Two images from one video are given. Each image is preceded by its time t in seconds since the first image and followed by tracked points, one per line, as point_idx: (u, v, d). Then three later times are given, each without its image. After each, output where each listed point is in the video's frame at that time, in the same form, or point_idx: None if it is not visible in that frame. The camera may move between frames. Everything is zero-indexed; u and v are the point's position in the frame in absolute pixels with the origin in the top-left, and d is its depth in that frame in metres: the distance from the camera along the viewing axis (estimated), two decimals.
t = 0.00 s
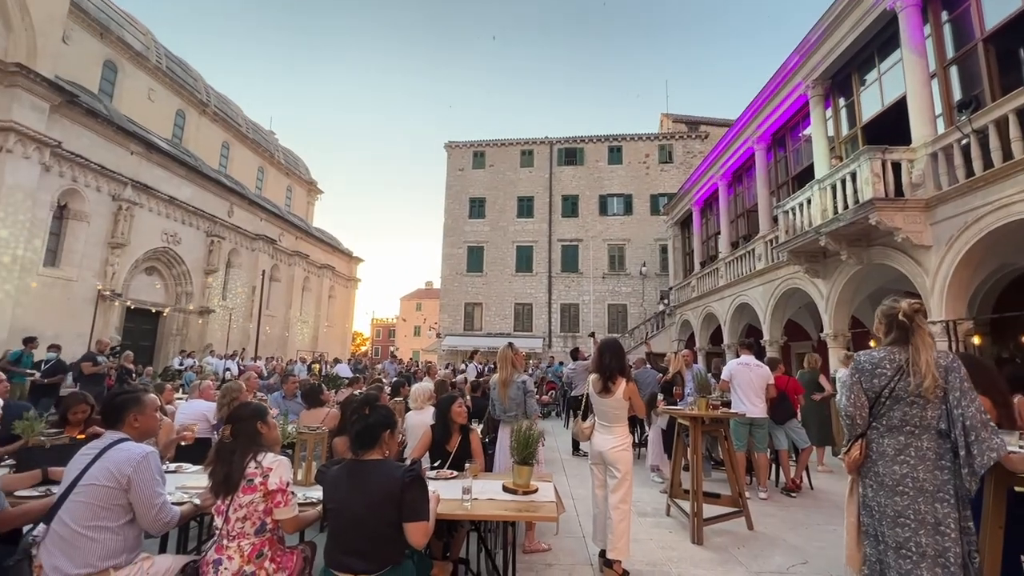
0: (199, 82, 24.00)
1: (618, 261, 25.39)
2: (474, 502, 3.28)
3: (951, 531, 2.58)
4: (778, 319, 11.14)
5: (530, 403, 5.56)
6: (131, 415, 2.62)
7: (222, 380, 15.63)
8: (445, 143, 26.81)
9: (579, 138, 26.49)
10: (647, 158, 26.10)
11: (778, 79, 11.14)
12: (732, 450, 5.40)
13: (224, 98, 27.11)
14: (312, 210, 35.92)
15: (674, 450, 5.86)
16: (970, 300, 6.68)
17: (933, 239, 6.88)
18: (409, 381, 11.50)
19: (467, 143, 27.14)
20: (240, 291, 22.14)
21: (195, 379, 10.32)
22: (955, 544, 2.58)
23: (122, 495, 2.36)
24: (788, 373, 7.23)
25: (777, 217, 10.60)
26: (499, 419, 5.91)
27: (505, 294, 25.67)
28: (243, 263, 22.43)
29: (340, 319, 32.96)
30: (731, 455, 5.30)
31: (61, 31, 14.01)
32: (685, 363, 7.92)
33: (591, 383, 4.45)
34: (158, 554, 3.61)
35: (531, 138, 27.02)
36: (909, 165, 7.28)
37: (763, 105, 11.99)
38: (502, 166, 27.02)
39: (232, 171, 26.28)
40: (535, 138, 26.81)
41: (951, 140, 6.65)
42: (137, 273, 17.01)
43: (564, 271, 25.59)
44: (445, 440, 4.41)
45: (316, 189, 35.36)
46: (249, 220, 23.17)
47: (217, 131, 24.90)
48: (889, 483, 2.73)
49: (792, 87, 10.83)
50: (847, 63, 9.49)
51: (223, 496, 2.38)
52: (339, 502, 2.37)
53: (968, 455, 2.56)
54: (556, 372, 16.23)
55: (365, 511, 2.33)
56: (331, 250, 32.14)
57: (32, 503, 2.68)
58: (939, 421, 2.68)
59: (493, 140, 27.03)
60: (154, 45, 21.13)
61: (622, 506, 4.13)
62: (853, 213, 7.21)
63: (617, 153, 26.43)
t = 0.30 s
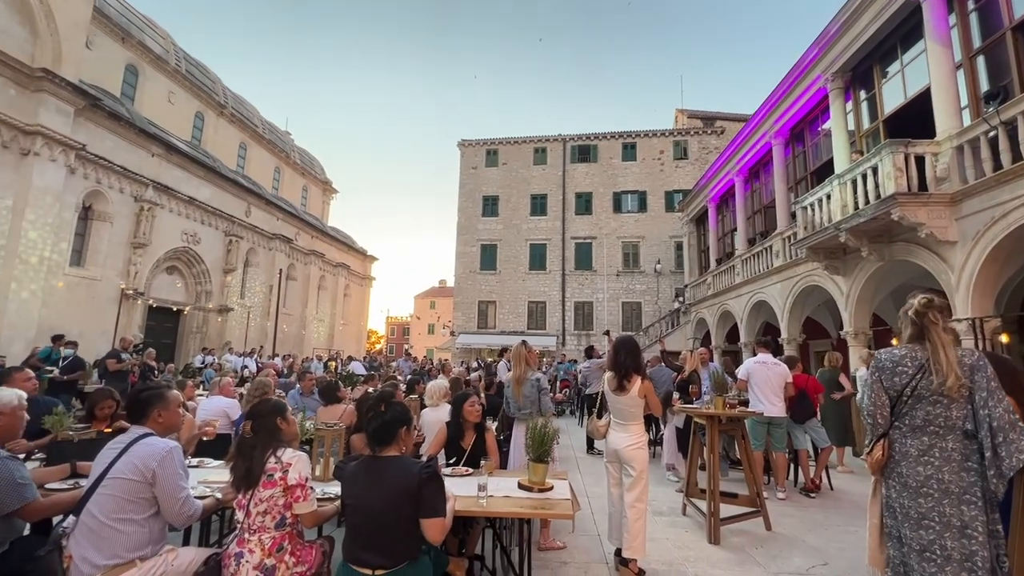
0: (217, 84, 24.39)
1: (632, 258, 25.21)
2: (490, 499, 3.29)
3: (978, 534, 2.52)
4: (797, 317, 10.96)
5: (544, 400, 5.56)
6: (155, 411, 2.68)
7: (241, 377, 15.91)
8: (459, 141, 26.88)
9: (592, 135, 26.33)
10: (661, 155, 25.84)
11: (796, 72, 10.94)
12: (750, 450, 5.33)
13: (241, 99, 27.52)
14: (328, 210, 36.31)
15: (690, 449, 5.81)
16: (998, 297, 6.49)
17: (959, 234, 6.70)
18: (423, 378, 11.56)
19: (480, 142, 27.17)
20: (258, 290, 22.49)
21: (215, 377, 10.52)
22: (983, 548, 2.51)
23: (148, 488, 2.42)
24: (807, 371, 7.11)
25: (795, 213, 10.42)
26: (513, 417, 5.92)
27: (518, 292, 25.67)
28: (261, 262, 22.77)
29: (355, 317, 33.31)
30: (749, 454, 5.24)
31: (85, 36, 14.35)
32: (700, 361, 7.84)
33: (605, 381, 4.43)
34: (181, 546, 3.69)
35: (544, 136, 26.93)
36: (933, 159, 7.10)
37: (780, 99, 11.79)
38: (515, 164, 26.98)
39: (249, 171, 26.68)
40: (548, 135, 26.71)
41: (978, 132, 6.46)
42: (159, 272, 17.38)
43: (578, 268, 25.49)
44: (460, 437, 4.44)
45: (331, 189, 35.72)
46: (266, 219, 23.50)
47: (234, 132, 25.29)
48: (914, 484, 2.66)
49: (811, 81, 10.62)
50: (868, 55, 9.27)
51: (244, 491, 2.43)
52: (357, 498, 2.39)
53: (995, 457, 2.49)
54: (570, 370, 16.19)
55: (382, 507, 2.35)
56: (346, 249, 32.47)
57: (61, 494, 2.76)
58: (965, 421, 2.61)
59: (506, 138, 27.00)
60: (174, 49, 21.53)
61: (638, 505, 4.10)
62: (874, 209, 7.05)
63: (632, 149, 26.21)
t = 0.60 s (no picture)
0: (235, 86, 24.75)
1: (646, 256, 25.01)
2: (506, 496, 3.31)
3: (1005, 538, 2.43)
4: (816, 315, 10.76)
5: (559, 398, 5.55)
6: (179, 407, 2.73)
7: (259, 374, 16.17)
8: (472, 140, 26.92)
9: (606, 132, 26.15)
10: (676, 151, 25.57)
11: (815, 65, 10.71)
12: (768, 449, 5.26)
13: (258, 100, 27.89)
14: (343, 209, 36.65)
15: (707, 448, 5.75)
16: None
17: (986, 229, 6.52)
18: (437, 376, 11.61)
19: (494, 140, 27.18)
20: (275, 288, 22.82)
21: (233, 374, 10.70)
22: (1011, 553, 2.42)
23: (172, 482, 2.47)
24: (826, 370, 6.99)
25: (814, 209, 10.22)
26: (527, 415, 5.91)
27: (532, 290, 25.65)
28: (278, 261, 23.10)
29: (370, 315, 33.63)
30: (767, 454, 5.16)
31: (107, 41, 14.66)
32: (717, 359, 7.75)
33: (621, 378, 4.41)
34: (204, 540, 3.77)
35: (557, 133, 26.82)
36: (959, 152, 6.91)
37: (799, 92, 11.57)
38: (528, 162, 26.94)
39: (266, 172, 27.06)
40: (562, 132, 26.58)
41: (1006, 124, 6.25)
42: (179, 271, 17.73)
43: (591, 266, 25.36)
44: (476, 433, 4.46)
45: (346, 188, 36.04)
46: (282, 219, 23.81)
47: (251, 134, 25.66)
48: (937, 484, 2.61)
49: (831, 74, 10.41)
50: (890, 47, 9.05)
51: (265, 486, 2.47)
52: (375, 494, 2.41)
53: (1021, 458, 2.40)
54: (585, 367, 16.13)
55: (399, 503, 2.37)
56: (361, 248, 32.78)
57: (89, 488, 2.83)
58: (988, 421, 2.53)
59: (519, 136, 26.95)
60: (193, 52, 21.91)
61: (655, 504, 4.07)
62: (897, 204, 6.89)
63: (646, 146, 25.98)
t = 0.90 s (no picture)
0: (251, 88, 25.09)
1: (660, 253, 24.79)
2: (522, 494, 3.30)
3: None
4: (835, 312, 10.57)
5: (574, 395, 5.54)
6: (202, 403, 2.78)
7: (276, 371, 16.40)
8: (484, 138, 26.94)
9: (619, 129, 25.95)
10: (691, 147, 25.28)
11: (834, 57, 10.50)
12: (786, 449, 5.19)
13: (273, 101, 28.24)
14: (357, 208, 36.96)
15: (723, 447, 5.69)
16: None
17: (1013, 225, 6.33)
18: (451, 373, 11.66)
19: (506, 138, 27.16)
20: (291, 287, 23.12)
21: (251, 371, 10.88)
22: None
23: (196, 477, 2.52)
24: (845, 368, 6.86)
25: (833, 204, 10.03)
26: (542, 413, 5.90)
27: (545, 288, 25.61)
28: (293, 260, 23.40)
29: (384, 313, 33.90)
30: (786, 454, 5.09)
31: (128, 45, 14.96)
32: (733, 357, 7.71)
33: (637, 377, 4.38)
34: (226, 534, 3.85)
35: (570, 130, 26.69)
36: (985, 145, 6.72)
37: (817, 86, 11.37)
38: (541, 160, 26.86)
39: (282, 172, 27.41)
40: (575, 129, 26.46)
41: None
42: (198, 270, 18.06)
43: (605, 264, 25.22)
44: (491, 431, 4.48)
45: (360, 188, 36.34)
46: (298, 218, 24.10)
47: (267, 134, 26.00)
48: (958, 484, 2.55)
49: (851, 66, 10.19)
50: (913, 38, 8.83)
51: (286, 481, 2.50)
52: (392, 489, 2.43)
53: None
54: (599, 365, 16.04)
55: (416, 499, 2.39)
56: (375, 246, 33.04)
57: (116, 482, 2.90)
58: (1010, 422, 2.45)
59: (532, 134, 26.90)
60: (210, 54, 22.26)
61: (671, 503, 4.04)
62: (919, 199, 6.73)
63: (660, 142, 25.73)
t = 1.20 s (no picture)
0: (266, 89, 25.41)
1: (674, 251, 24.56)
2: (538, 491, 3.30)
3: None
4: (854, 310, 10.36)
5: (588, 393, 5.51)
6: (222, 399, 2.83)
7: (292, 369, 16.63)
8: (497, 136, 26.92)
9: (632, 125, 25.74)
10: (705, 143, 24.99)
11: (854, 49, 10.29)
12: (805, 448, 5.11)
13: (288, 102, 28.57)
14: (370, 207, 37.23)
15: (740, 446, 5.62)
16: None
17: None
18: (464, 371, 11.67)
19: (518, 136, 27.12)
20: (307, 286, 23.40)
21: (267, 368, 11.03)
22: None
23: (218, 471, 2.57)
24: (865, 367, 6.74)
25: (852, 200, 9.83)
26: (555, 411, 5.87)
27: (558, 286, 25.56)
28: (309, 259, 23.67)
29: (398, 311, 34.13)
30: (804, 453, 5.01)
31: (148, 49, 15.25)
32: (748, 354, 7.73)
33: (652, 375, 4.35)
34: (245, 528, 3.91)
35: (583, 127, 26.56)
36: (1012, 138, 6.51)
37: (836, 79, 11.15)
38: (553, 158, 26.79)
39: (297, 172, 27.74)
40: (587, 127, 26.32)
41: None
42: (216, 270, 18.36)
43: (618, 262, 25.08)
44: (505, 428, 4.48)
45: (373, 187, 36.60)
46: (313, 218, 24.37)
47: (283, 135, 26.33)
48: (985, 484, 2.48)
49: (870, 59, 9.98)
50: (935, 29, 8.61)
51: (304, 476, 2.55)
52: (407, 485, 2.46)
53: None
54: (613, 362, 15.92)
55: (431, 495, 2.40)
56: (389, 245, 33.27)
57: (140, 477, 2.97)
58: None
59: (544, 131, 26.84)
60: (226, 57, 22.59)
61: (687, 501, 4.01)
62: (943, 193, 6.57)
63: (674, 138, 25.48)
